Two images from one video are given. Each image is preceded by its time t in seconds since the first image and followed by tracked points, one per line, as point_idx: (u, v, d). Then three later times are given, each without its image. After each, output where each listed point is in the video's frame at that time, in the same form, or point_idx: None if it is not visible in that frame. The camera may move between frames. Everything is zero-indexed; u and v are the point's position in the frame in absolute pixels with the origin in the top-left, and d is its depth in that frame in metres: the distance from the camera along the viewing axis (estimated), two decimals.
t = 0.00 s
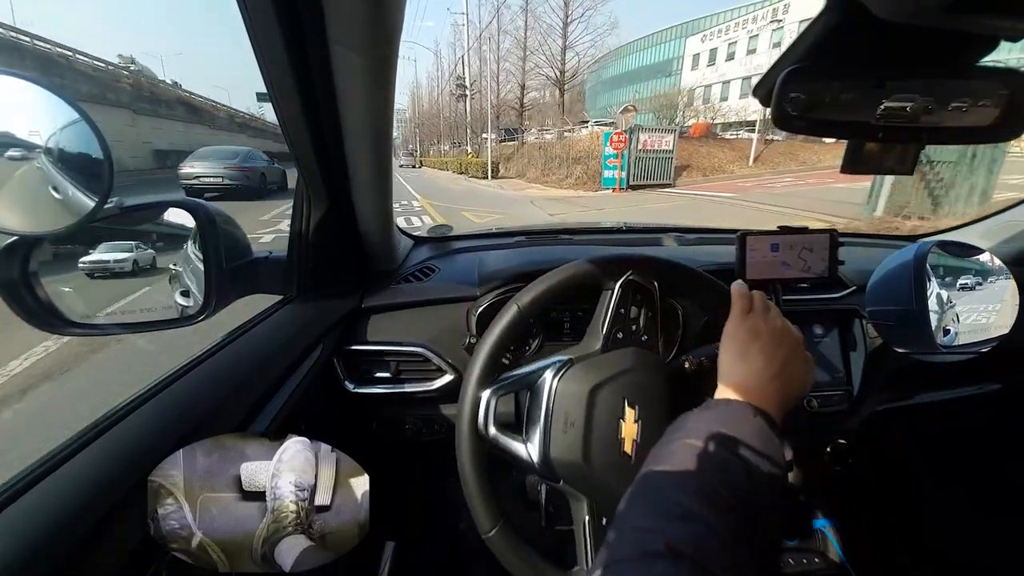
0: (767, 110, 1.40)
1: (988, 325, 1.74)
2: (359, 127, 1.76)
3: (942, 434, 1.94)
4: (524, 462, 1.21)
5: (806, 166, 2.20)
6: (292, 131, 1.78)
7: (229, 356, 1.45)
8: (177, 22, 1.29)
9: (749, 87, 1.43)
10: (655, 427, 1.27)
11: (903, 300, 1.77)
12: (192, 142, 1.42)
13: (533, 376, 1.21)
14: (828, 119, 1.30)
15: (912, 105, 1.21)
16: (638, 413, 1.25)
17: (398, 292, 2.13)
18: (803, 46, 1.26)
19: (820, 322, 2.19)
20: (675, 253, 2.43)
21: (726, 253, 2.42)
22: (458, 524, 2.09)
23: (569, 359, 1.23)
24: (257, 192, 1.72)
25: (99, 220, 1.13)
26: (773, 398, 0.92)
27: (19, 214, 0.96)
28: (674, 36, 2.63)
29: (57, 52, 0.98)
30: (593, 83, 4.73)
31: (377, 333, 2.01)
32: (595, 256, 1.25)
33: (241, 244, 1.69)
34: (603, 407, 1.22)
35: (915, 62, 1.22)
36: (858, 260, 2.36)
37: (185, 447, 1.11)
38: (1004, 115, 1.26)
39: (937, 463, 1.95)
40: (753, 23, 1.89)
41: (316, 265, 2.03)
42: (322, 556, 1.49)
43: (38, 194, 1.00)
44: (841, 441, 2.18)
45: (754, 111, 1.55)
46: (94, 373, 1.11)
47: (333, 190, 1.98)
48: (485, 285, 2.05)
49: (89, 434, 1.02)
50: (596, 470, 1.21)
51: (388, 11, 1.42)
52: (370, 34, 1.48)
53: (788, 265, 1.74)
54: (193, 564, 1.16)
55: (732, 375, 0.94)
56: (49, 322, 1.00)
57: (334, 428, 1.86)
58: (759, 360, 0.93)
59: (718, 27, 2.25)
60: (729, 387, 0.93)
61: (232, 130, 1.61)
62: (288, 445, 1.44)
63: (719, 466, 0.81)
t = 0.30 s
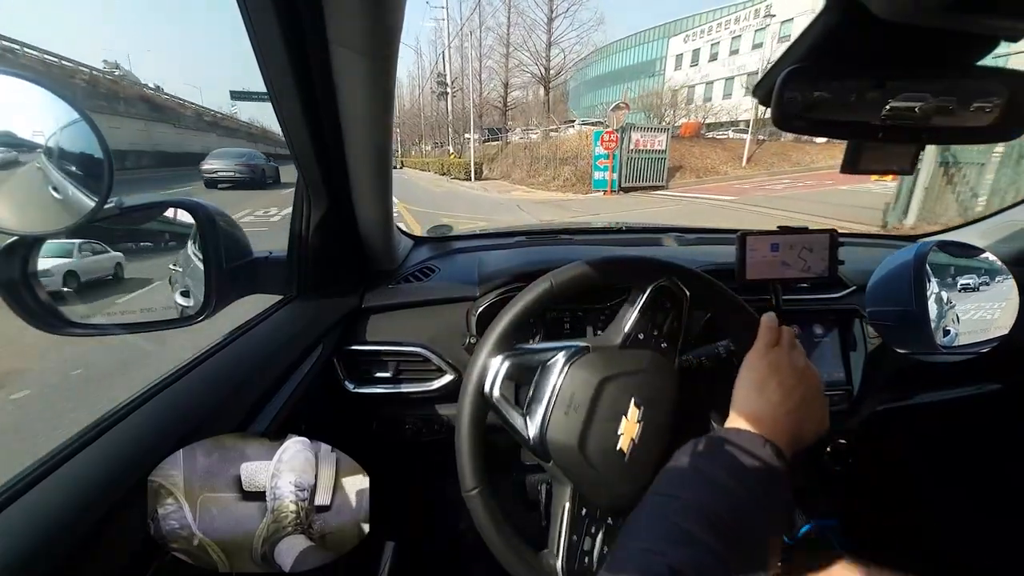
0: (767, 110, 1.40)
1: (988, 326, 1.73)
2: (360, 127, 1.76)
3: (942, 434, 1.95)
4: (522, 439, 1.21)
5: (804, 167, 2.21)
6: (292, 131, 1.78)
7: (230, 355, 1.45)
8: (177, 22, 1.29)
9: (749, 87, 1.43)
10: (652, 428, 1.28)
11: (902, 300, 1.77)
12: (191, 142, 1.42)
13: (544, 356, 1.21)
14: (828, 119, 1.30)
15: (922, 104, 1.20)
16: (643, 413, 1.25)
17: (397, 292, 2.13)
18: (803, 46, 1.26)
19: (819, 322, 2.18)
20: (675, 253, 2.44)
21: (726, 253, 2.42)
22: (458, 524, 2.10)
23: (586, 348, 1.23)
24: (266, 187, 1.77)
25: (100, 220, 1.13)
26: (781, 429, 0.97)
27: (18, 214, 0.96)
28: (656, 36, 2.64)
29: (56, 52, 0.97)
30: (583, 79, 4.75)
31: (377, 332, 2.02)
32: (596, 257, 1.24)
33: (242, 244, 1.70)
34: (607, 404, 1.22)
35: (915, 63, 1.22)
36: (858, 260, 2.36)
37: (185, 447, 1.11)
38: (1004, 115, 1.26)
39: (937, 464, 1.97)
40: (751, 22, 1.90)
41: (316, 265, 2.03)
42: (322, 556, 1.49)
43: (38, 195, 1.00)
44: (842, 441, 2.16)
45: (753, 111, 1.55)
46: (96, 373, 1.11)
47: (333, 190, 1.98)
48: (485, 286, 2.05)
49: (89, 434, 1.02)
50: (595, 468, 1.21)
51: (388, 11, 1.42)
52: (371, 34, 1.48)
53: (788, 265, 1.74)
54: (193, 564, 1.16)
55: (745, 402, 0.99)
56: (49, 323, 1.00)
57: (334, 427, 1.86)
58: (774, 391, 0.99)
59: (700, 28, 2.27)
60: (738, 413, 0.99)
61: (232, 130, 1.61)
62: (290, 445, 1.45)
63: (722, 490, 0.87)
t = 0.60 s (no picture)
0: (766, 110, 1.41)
1: (989, 327, 1.79)
2: (359, 127, 1.76)
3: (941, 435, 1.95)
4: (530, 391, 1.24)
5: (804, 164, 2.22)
6: (293, 131, 1.78)
7: (230, 355, 1.45)
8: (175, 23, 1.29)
9: (748, 87, 1.44)
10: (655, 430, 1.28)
11: (902, 300, 1.77)
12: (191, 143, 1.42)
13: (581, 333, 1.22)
14: (827, 120, 1.29)
15: (926, 104, 1.18)
16: (649, 417, 1.25)
17: (398, 292, 2.14)
18: (802, 47, 1.26)
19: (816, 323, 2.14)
20: (676, 253, 2.44)
21: (726, 253, 2.43)
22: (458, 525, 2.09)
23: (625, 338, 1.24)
24: (258, 184, 1.74)
25: (99, 220, 1.13)
26: (796, 513, 0.94)
27: (18, 214, 0.95)
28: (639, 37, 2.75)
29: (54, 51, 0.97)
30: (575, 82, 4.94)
31: (377, 333, 2.02)
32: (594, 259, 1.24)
33: (241, 244, 1.72)
34: (601, 413, 1.22)
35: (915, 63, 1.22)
36: (858, 260, 2.36)
37: (185, 447, 1.11)
38: (1004, 115, 1.26)
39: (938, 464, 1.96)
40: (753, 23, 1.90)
41: (317, 265, 2.03)
42: (323, 556, 1.49)
43: (39, 195, 1.00)
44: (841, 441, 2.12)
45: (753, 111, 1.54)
46: (96, 373, 1.11)
47: (333, 190, 1.98)
48: (485, 286, 2.06)
49: (89, 434, 1.02)
50: (593, 467, 1.23)
51: (388, 11, 1.42)
52: (371, 34, 1.48)
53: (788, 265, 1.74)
54: (193, 564, 1.16)
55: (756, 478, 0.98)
56: (49, 323, 1.01)
57: (334, 428, 1.86)
58: (792, 466, 0.96)
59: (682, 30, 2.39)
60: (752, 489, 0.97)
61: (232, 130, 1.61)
62: (289, 445, 1.44)
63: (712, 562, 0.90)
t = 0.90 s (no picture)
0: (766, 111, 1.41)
1: (989, 327, 1.73)
2: (359, 127, 1.76)
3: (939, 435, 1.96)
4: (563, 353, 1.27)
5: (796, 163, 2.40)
6: (293, 131, 1.77)
7: (230, 355, 1.45)
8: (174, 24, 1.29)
9: (748, 88, 1.44)
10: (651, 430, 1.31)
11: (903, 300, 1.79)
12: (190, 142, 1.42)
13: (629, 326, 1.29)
14: (827, 121, 1.29)
15: (927, 104, 1.20)
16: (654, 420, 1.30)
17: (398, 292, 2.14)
18: (802, 47, 1.26)
19: (819, 322, 2.14)
20: (677, 252, 2.45)
21: (726, 253, 2.43)
22: (458, 525, 2.10)
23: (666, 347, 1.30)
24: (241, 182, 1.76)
25: (99, 219, 1.13)
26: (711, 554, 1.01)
27: (17, 214, 0.95)
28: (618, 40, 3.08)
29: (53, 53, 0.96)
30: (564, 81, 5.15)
31: (377, 333, 2.02)
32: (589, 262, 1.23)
33: (241, 244, 1.73)
34: (605, 402, 1.26)
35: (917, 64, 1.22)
36: (857, 261, 2.37)
37: (185, 446, 1.11)
38: (1004, 116, 1.26)
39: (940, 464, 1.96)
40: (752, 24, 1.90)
41: (317, 265, 2.04)
42: (324, 556, 1.50)
43: (39, 196, 1.00)
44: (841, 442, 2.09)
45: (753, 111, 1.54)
46: (97, 373, 1.12)
47: (333, 190, 1.98)
48: (485, 286, 2.05)
49: (88, 435, 1.02)
50: (589, 456, 1.29)
51: (388, 11, 1.41)
52: (371, 35, 1.48)
53: (787, 265, 1.74)
54: (193, 563, 1.16)
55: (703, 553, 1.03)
56: (49, 324, 1.01)
57: (334, 428, 1.86)
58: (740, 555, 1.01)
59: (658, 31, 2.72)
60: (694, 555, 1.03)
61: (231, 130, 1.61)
62: (289, 444, 1.45)
63: None
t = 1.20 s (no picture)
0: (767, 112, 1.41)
1: (989, 326, 1.73)
2: (359, 128, 1.76)
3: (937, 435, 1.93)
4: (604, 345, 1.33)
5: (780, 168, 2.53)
6: (292, 132, 1.77)
7: (229, 355, 1.46)
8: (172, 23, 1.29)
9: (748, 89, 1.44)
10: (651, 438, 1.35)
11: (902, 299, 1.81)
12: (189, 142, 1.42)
13: (657, 338, 1.37)
14: (827, 122, 1.29)
15: (916, 104, 1.21)
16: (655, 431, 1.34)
17: (398, 292, 2.14)
18: (802, 48, 1.26)
19: (819, 323, 2.16)
20: (676, 253, 2.46)
21: (726, 253, 2.44)
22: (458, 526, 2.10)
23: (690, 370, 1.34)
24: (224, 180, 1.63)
25: (99, 220, 1.13)
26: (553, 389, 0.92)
27: (18, 215, 0.95)
28: (595, 42, 3.19)
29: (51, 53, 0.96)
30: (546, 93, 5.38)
31: (377, 333, 2.02)
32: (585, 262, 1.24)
33: (240, 244, 1.73)
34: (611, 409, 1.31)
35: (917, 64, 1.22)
36: (856, 261, 2.37)
37: (185, 447, 1.10)
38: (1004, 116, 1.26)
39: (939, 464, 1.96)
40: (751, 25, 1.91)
41: (317, 266, 2.04)
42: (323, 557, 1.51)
43: (39, 196, 0.99)
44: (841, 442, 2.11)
45: (753, 112, 1.54)
46: (97, 373, 1.11)
47: (333, 191, 1.98)
48: (486, 287, 2.06)
49: (88, 436, 1.02)
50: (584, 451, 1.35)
51: (388, 11, 1.42)
52: (371, 35, 1.48)
53: (787, 265, 1.74)
54: (192, 563, 1.16)
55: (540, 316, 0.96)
56: (49, 325, 1.00)
57: (334, 428, 1.86)
58: (580, 302, 0.92)
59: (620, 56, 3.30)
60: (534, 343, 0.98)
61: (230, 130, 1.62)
62: (290, 448, 1.43)
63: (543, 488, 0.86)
